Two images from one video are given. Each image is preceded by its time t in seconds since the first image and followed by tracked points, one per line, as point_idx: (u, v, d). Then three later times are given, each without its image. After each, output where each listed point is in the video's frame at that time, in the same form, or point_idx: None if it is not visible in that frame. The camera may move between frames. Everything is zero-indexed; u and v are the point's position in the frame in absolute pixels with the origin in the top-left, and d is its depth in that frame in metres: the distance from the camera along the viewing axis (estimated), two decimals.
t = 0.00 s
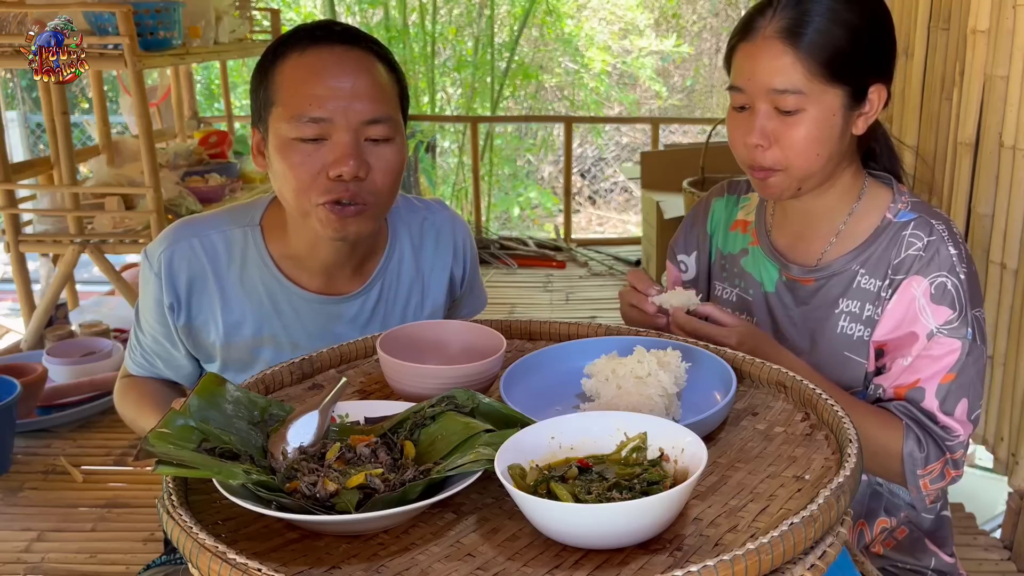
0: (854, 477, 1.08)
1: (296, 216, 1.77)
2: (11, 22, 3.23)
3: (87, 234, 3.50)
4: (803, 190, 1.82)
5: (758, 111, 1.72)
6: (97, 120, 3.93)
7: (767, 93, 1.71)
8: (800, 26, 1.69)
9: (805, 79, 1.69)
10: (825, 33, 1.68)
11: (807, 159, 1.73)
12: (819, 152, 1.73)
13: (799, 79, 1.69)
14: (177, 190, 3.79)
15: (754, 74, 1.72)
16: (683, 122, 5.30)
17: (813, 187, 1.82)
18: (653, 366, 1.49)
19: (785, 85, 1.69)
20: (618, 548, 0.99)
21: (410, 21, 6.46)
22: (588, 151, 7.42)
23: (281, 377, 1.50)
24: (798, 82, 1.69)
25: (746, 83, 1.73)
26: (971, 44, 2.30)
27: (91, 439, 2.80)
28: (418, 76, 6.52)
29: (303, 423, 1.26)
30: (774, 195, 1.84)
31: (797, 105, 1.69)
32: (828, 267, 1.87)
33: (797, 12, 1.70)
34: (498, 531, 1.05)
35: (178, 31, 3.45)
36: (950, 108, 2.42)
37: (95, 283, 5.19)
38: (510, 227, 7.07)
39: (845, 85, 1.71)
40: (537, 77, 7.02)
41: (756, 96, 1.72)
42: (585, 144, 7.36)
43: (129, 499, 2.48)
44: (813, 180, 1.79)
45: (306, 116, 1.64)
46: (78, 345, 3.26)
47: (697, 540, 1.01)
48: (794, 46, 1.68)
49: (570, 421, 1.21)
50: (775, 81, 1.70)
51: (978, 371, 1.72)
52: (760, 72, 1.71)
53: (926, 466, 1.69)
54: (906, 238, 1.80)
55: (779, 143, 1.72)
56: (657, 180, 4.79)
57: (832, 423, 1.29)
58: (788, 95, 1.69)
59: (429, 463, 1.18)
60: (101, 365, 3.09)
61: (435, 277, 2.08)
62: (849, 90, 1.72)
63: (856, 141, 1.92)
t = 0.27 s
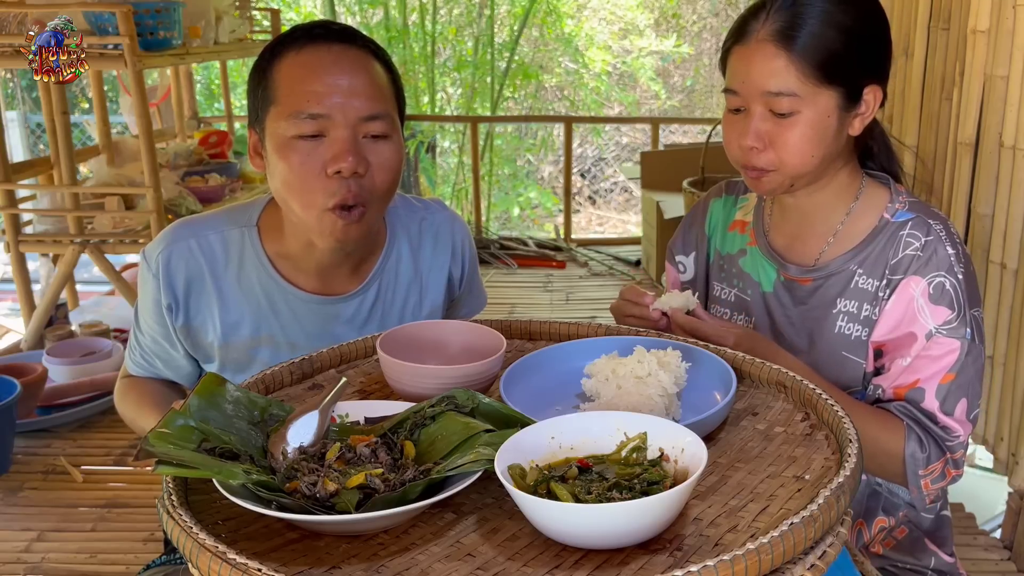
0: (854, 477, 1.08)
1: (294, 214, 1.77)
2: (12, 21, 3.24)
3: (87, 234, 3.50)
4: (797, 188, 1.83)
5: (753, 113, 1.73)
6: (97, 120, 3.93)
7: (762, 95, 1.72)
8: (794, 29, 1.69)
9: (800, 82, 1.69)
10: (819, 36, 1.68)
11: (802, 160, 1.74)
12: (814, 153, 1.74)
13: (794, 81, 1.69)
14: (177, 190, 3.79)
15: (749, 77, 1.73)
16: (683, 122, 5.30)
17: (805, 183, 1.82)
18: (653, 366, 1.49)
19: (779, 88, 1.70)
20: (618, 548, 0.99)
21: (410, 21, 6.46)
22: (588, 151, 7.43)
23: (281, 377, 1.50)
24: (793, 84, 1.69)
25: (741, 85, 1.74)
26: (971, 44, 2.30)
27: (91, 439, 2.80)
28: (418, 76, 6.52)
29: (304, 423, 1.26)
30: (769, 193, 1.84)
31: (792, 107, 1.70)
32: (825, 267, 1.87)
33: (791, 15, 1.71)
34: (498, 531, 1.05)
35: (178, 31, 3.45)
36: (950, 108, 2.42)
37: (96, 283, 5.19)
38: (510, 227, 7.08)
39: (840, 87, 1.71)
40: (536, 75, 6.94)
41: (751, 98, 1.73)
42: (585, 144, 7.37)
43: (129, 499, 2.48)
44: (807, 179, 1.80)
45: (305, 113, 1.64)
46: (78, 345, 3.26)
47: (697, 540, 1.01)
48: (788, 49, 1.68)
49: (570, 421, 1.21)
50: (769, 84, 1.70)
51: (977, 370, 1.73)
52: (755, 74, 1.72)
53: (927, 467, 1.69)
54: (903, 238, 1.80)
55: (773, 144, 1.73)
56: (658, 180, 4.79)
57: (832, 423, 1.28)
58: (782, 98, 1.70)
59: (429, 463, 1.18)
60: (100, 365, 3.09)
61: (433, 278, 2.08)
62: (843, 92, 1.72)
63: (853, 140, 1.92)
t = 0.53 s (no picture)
0: (854, 477, 1.08)
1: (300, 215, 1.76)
2: (12, 21, 3.24)
3: (87, 234, 3.50)
4: (794, 190, 1.83)
5: (750, 115, 1.73)
6: (97, 120, 3.93)
7: (758, 97, 1.72)
8: (790, 31, 1.69)
9: (796, 84, 1.69)
10: (815, 38, 1.68)
11: (799, 162, 1.74)
12: (811, 155, 1.74)
13: (791, 83, 1.69)
14: (177, 190, 3.79)
15: (745, 79, 1.73)
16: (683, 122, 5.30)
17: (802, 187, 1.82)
18: (653, 366, 1.49)
19: (776, 90, 1.70)
20: (618, 548, 0.99)
21: (410, 21, 6.47)
22: (588, 151, 7.43)
23: (281, 377, 1.50)
24: (790, 86, 1.69)
25: (738, 87, 1.74)
26: (971, 44, 2.30)
27: (91, 439, 2.80)
28: (418, 76, 6.52)
29: (303, 423, 1.26)
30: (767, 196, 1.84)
31: (788, 109, 1.70)
32: (825, 267, 1.88)
33: (787, 17, 1.71)
34: (499, 531, 1.05)
35: (178, 31, 3.45)
36: (950, 108, 2.42)
37: (96, 283, 5.19)
38: (510, 227, 7.08)
39: (836, 88, 1.71)
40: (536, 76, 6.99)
41: (748, 100, 1.73)
42: (585, 144, 7.37)
43: (129, 499, 2.48)
44: (803, 182, 1.80)
45: (311, 113, 1.64)
46: (77, 346, 3.26)
47: (697, 540, 1.01)
48: (784, 51, 1.68)
49: (570, 421, 1.21)
50: (766, 86, 1.70)
51: (977, 370, 1.73)
52: (751, 76, 1.72)
53: (927, 467, 1.69)
54: (902, 238, 1.80)
55: (770, 146, 1.73)
56: (658, 180, 4.79)
57: (832, 423, 1.28)
58: (779, 99, 1.70)
59: (429, 463, 1.18)
60: (100, 365, 3.09)
61: (433, 278, 2.08)
62: (840, 93, 1.72)
63: (852, 141, 1.92)
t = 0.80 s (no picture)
0: (854, 478, 1.08)
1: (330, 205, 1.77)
2: (12, 22, 3.24)
3: (87, 234, 3.50)
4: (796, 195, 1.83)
5: (748, 118, 1.73)
6: (97, 120, 3.93)
7: (756, 99, 1.71)
8: (788, 33, 1.69)
9: (795, 86, 1.69)
10: (813, 40, 1.68)
11: (799, 163, 1.74)
12: (810, 157, 1.74)
13: (789, 85, 1.69)
14: (178, 190, 3.79)
15: (743, 81, 1.73)
16: (683, 122, 5.29)
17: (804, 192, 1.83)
18: (653, 366, 1.49)
19: (774, 92, 1.69)
20: (618, 548, 0.99)
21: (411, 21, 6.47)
22: (588, 151, 7.44)
23: (282, 377, 1.50)
24: (790, 87, 1.69)
25: (736, 89, 1.74)
26: (971, 44, 2.30)
27: (90, 439, 2.80)
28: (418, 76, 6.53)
29: (303, 423, 1.27)
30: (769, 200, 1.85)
31: (787, 111, 1.70)
32: (826, 267, 1.88)
33: (785, 19, 1.71)
34: (498, 530, 1.05)
35: (178, 31, 3.45)
36: (950, 108, 2.42)
37: (96, 283, 5.19)
38: (510, 227, 7.08)
39: (836, 90, 1.71)
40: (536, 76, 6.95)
41: (746, 102, 1.73)
42: (585, 143, 7.38)
43: (129, 499, 2.48)
44: (804, 184, 1.79)
45: (350, 104, 1.65)
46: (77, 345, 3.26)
47: (697, 540, 1.01)
48: (782, 53, 1.68)
49: (570, 421, 1.21)
50: (765, 87, 1.70)
51: (978, 370, 1.73)
52: (749, 78, 1.72)
53: (928, 467, 1.69)
54: (904, 238, 1.80)
55: (770, 149, 1.72)
56: (658, 180, 4.79)
57: (832, 423, 1.29)
58: (778, 101, 1.69)
59: (429, 463, 1.18)
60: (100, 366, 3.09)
61: (448, 282, 2.09)
62: (838, 95, 1.72)
63: (851, 141, 1.92)
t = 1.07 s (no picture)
0: (854, 477, 1.08)
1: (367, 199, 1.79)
2: (11, 22, 3.24)
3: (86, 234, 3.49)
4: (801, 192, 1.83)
5: (749, 118, 1.72)
6: (97, 120, 3.93)
7: (757, 99, 1.71)
8: (789, 33, 1.69)
9: (795, 86, 1.69)
10: (813, 41, 1.68)
11: (800, 163, 1.74)
12: (811, 157, 1.74)
13: (789, 85, 1.69)
14: (178, 190, 3.79)
15: (743, 81, 1.73)
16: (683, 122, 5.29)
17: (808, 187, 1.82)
18: (653, 366, 1.49)
19: (774, 92, 1.69)
20: (618, 548, 0.99)
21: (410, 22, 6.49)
22: (588, 151, 7.44)
23: (282, 377, 1.50)
24: (791, 87, 1.69)
25: (736, 89, 1.74)
26: (971, 44, 2.30)
27: (90, 439, 2.80)
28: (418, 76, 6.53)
29: (303, 422, 1.27)
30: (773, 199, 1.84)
31: (788, 111, 1.69)
32: (826, 268, 1.88)
33: (785, 19, 1.71)
34: (498, 531, 1.05)
35: (178, 31, 3.46)
36: (950, 108, 2.42)
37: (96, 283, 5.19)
38: (510, 227, 7.09)
39: (836, 90, 1.71)
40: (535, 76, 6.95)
41: (746, 102, 1.73)
42: (585, 143, 7.38)
43: (129, 499, 2.49)
44: (806, 184, 1.79)
45: (398, 100, 1.68)
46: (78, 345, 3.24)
47: (697, 540, 1.01)
48: (782, 54, 1.69)
49: (570, 421, 1.21)
50: (765, 88, 1.70)
51: (978, 370, 1.73)
52: (750, 78, 1.72)
53: (931, 469, 1.69)
54: (904, 239, 1.80)
55: (771, 149, 1.72)
56: (658, 180, 4.79)
57: (832, 423, 1.29)
58: (779, 101, 1.69)
59: (429, 463, 1.18)
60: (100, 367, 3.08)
61: (469, 288, 2.11)
62: (839, 96, 1.72)
63: (852, 141, 1.92)
